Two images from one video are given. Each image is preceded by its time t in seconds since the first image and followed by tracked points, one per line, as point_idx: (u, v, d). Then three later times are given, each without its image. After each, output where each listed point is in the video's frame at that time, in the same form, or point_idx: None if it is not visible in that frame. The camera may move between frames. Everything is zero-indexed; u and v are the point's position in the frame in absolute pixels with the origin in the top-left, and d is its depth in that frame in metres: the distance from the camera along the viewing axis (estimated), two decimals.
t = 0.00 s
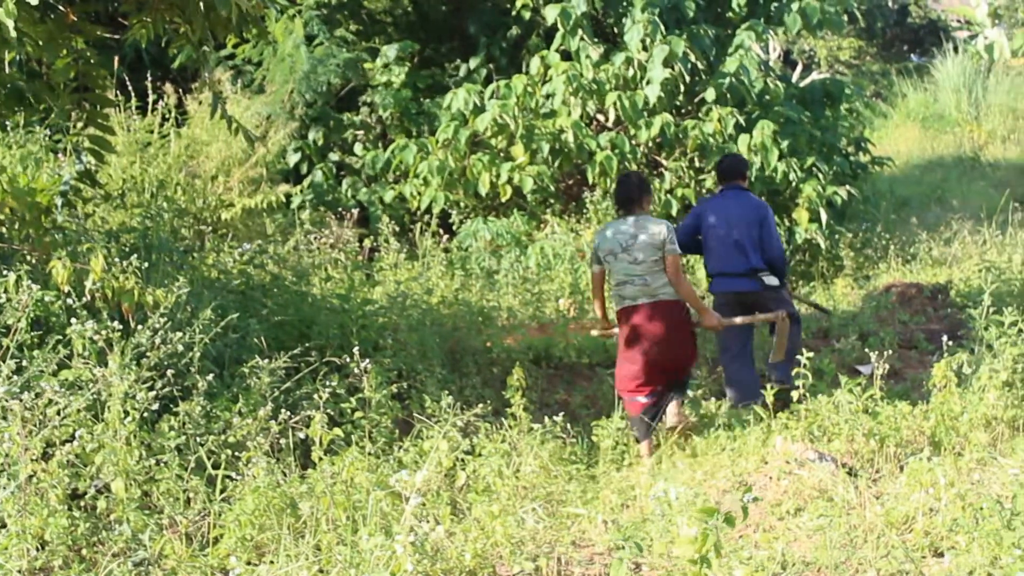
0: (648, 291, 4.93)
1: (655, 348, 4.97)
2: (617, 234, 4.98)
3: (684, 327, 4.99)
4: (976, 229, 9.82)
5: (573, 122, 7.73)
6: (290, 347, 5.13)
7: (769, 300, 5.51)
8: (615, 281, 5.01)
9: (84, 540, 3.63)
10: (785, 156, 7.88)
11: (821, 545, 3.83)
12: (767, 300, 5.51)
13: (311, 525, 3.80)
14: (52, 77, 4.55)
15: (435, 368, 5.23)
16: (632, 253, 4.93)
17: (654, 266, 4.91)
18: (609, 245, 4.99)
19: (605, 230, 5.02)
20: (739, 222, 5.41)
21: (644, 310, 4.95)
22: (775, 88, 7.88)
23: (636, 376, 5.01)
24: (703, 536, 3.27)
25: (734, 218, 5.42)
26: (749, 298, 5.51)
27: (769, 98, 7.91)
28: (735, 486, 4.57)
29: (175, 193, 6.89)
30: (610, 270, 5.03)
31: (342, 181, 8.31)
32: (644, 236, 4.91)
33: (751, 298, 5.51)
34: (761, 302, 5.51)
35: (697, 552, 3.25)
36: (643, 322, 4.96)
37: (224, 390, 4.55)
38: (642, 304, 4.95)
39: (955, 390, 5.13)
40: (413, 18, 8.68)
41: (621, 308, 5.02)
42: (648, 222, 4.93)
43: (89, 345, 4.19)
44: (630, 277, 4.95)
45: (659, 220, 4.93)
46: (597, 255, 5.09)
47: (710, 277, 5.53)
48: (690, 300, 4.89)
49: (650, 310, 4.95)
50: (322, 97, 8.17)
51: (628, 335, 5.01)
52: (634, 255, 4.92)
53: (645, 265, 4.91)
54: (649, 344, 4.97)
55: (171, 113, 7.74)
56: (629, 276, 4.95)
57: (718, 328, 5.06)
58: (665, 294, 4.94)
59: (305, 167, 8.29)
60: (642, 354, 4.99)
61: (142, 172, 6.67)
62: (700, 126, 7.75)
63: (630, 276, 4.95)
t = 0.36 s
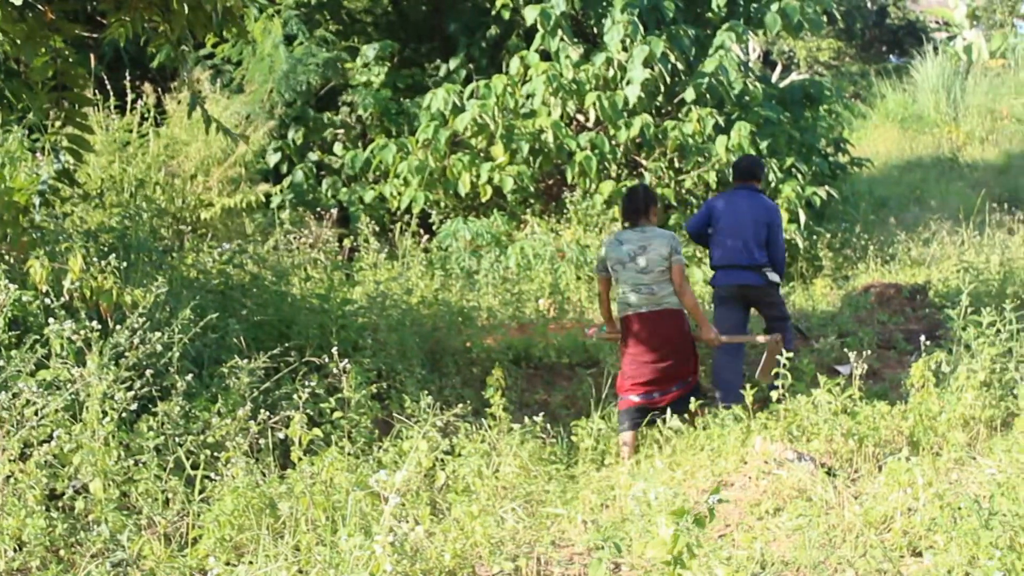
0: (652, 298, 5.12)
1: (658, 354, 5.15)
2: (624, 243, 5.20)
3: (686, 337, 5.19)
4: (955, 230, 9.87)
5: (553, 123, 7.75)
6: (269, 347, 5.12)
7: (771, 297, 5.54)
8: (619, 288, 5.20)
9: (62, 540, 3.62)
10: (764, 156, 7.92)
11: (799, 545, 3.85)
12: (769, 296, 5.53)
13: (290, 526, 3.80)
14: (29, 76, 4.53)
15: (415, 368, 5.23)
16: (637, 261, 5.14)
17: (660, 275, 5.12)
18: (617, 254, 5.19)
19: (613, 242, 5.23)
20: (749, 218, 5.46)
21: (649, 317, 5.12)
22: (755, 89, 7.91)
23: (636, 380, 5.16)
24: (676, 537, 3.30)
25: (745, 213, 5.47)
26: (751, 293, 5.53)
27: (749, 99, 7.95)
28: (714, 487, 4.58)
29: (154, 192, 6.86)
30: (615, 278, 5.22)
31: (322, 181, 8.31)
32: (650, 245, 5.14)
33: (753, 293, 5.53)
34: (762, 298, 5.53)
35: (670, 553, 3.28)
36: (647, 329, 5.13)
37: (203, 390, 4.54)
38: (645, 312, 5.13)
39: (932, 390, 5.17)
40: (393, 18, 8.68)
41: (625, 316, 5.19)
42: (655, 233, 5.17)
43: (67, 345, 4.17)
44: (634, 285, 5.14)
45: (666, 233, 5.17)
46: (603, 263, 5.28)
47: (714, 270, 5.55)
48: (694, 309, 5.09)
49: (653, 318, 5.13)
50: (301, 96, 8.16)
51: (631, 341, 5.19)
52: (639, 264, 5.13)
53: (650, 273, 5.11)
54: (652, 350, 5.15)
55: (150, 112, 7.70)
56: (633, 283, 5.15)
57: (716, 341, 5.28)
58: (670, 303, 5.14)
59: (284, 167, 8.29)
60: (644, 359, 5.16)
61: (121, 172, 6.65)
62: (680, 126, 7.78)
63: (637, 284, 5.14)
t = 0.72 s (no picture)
0: (667, 281, 5.34)
1: (672, 333, 5.38)
2: (640, 227, 5.40)
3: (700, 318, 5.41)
4: (936, 231, 9.93)
5: (536, 123, 7.77)
6: (252, 348, 5.11)
7: (761, 272, 5.89)
8: (635, 270, 5.42)
9: (43, 541, 3.60)
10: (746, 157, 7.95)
11: (782, 545, 3.87)
12: (758, 271, 5.88)
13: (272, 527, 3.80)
14: (10, 76, 4.52)
15: (398, 368, 5.24)
16: (653, 244, 5.35)
17: (673, 258, 5.33)
18: (633, 237, 5.41)
19: (628, 225, 5.45)
20: (749, 192, 5.85)
21: (663, 298, 5.35)
22: (737, 89, 7.94)
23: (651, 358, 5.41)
24: (663, 538, 3.32)
25: (746, 187, 5.86)
26: (743, 266, 5.88)
27: (731, 100, 7.99)
28: (697, 488, 4.61)
29: (136, 192, 6.85)
30: (631, 259, 5.44)
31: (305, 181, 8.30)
32: (666, 229, 5.34)
33: (745, 267, 5.88)
34: (753, 272, 5.88)
35: (657, 553, 3.30)
36: (661, 310, 5.37)
37: (185, 391, 4.53)
38: (660, 294, 5.36)
39: (914, 388, 5.21)
40: (376, 18, 8.69)
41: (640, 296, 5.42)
42: (670, 217, 5.36)
43: (49, 346, 4.16)
44: (650, 266, 5.36)
45: (680, 217, 5.36)
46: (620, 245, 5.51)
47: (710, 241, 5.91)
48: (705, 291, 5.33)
49: (667, 299, 5.36)
50: (284, 96, 8.15)
51: (646, 321, 5.43)
52: (654, 247, 5.35)
53: (665, 257, 5.33)
54: (666, 329, 5.39)
55: (132, 112, 7.68)
56: (649, 266, 5.36)
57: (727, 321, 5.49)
58: (684, 285, 5.35)
59: (267, 167, 8.28)
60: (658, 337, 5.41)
61: (103, 172, 6.63)
62: (662, 127, 7.80)
63: (651, 266, 5.36)
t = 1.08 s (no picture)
0: (668, 290, 5.33)
1: (672, 342, 5.37)
2: (642, 236, 5.39)
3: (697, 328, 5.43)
4: (921, 231, 9.97)
5: (522, 123, 7.78)
6: (237, 348, 5.11)
7: (750, 274, 5.95)
8: (634, 279, 5.40)
9: (27, 542, 3.58)
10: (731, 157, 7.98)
11: (767, 545, 3.89)
12: (747, 274, 5.93)
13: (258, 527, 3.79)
14: None
15: (383, 368, 5.24)
16: (655, 254, 5.34)
17: (676, 267, 5.34)
18: (635, 246, 5.38)
19: (629, 234, 5.43)
20: (737, 197, 5.88)
21: (665, 306, 5.34)
22: (722, 90, 7.97)
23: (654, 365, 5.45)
24: (648, 537, 3.32)
25: (733, 192, 5.89)
26: (733, 269, 5.91)
27: (717, 100, 8.01)
28: (682, 488, 4.62)
29: (121, 192, 6.83)
30: (631, 269, 5.41)
31: (291, 181, 8.29)
32: (668, 239, 5.35)
33: (736, 269, 5.91)
34: (743, 275, 5.92)
35: (642, 552, 3.30)
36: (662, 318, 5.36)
37: (170, 391, 4.52)
38: (661, 303, 5.35)
39: (898, 388, 5.24)
40: (362, 18, 8.69)
41: (640, 305, 5.40)
42: (671, 228, 5.38)
43: (33, 345, 4.14)
44: (652, 276, 5.34)
45: (680, 228, 5.39)
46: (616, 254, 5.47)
47: (701, 246, 5.89)
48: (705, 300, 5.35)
49: (668, 309, 5.36)
50: (269, 96, 8.14)
51: (645, 329, 5.41)
52: (657, 256, 5.33)
53: (667, 266, 5.33)
54: (667, 337, 5.38)
55: (117, 111, 7.66)
56: (649, 275, 5.35)
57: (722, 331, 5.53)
58: (685, 294, 5.36)
59: (252, 166, 8.27)
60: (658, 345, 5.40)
61: (87, 171, 6.61)
62: (648, 127, 7.82)
63: (654, 274, 5.34)
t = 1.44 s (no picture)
0: (666, 278, 5.55)
1: (673, 328, 5.57)
2: (636, 231, 5.61)
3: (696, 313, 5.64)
4: (910, 232, 10.01)
5: (512, 123, 7.79)
6: (228, 348, 5.11)
7: (736, 249, 6.18)
8: (633, 273, 5.60)
9: (17, 543, 3.59)
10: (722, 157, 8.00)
11: (758, 545, 3.89)
12: (733, 249, 6.16)
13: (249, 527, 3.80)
14: None
15: (374, 368, 5.24)
16: (651, 245, 5.55)
17: (671, 256, 5.56)
18: (631, 241, 5.59)
19: (623, 231, 5.64)
20: (718, 177, 6.06)
21: (664, 295, 5.55)
22: (713, 90, 7.98)
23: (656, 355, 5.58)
24: (638, 537, 3.34)
25: (713, 173, 6.05)
26: (721, 246, 6.12)
27: (708, 100, 8.02)
28: (672, 488, 4.64)
29: (111, 192, 6.82)
30: (628, 263, 5.62)
31: (282, 181, 8.29)
32: (660, 231, 5.57)
33: (724, 246, 6.13)
34: (729, 251, 6.13)
35: (632, 552, 3.32)
36: (662, 305, 5.57)
37: (161, 391, 4.52)
38: (661, 291, 5.56)
39: (887, 388, 5.27)
40: (352, 18, 8.68)
41: (641, 296, 5.60)
42: (661, 219, 5.61)
43: (23, 346, 4.13)
44: (650, 266, 5.55)
45: (670, 218, 5.62)
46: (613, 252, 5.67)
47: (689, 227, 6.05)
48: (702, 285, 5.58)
49: (667, 296, 5.57)
50: (260, 96, 8.14)
51: (646, 320, 5.61)
52: (652, 247, 5.55)
53: (663, 255, 5.55)
54: (667, 324, 5.58)
55: (107, 111, 7.65)
56: (648, 266, 5.56)
57: (718, 313, 5.77)
58: (682, 281, 5.58)
59: (243, 166, 8.27)
60: (660, 334, 5.58)
61: (77, 171, 6.59)
62: (638, 127, 7.83)
63: (651, 265, 5.55)
